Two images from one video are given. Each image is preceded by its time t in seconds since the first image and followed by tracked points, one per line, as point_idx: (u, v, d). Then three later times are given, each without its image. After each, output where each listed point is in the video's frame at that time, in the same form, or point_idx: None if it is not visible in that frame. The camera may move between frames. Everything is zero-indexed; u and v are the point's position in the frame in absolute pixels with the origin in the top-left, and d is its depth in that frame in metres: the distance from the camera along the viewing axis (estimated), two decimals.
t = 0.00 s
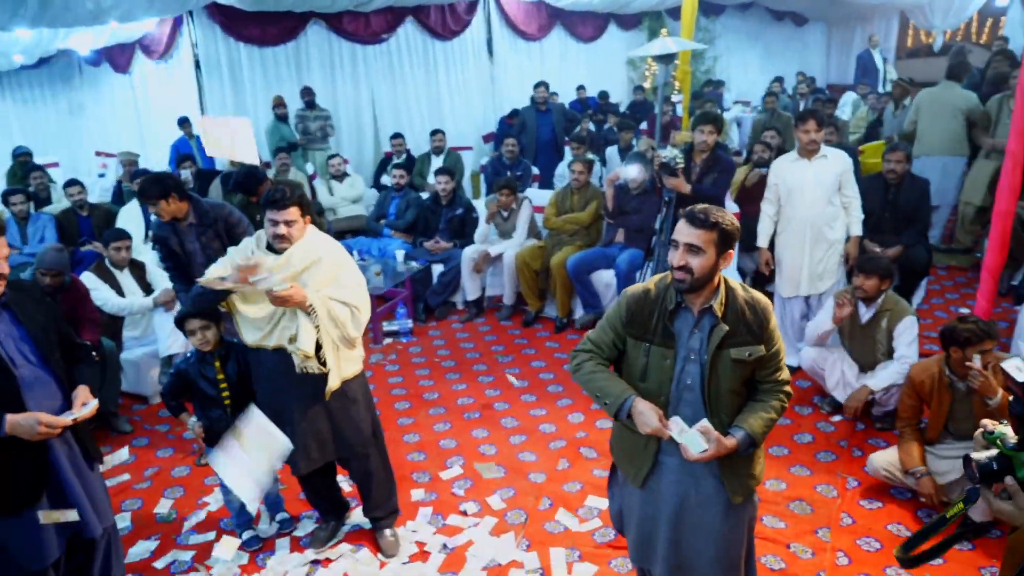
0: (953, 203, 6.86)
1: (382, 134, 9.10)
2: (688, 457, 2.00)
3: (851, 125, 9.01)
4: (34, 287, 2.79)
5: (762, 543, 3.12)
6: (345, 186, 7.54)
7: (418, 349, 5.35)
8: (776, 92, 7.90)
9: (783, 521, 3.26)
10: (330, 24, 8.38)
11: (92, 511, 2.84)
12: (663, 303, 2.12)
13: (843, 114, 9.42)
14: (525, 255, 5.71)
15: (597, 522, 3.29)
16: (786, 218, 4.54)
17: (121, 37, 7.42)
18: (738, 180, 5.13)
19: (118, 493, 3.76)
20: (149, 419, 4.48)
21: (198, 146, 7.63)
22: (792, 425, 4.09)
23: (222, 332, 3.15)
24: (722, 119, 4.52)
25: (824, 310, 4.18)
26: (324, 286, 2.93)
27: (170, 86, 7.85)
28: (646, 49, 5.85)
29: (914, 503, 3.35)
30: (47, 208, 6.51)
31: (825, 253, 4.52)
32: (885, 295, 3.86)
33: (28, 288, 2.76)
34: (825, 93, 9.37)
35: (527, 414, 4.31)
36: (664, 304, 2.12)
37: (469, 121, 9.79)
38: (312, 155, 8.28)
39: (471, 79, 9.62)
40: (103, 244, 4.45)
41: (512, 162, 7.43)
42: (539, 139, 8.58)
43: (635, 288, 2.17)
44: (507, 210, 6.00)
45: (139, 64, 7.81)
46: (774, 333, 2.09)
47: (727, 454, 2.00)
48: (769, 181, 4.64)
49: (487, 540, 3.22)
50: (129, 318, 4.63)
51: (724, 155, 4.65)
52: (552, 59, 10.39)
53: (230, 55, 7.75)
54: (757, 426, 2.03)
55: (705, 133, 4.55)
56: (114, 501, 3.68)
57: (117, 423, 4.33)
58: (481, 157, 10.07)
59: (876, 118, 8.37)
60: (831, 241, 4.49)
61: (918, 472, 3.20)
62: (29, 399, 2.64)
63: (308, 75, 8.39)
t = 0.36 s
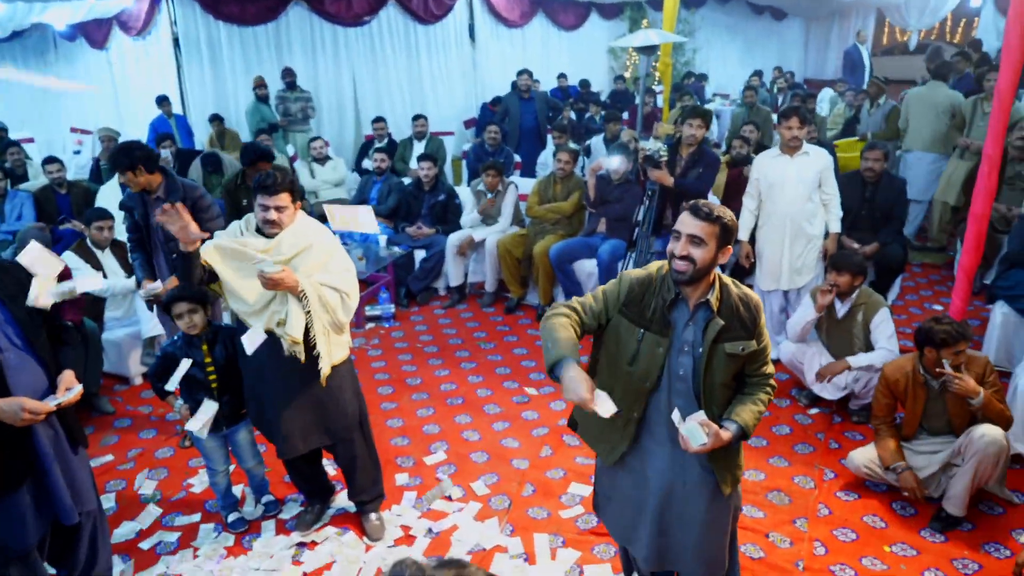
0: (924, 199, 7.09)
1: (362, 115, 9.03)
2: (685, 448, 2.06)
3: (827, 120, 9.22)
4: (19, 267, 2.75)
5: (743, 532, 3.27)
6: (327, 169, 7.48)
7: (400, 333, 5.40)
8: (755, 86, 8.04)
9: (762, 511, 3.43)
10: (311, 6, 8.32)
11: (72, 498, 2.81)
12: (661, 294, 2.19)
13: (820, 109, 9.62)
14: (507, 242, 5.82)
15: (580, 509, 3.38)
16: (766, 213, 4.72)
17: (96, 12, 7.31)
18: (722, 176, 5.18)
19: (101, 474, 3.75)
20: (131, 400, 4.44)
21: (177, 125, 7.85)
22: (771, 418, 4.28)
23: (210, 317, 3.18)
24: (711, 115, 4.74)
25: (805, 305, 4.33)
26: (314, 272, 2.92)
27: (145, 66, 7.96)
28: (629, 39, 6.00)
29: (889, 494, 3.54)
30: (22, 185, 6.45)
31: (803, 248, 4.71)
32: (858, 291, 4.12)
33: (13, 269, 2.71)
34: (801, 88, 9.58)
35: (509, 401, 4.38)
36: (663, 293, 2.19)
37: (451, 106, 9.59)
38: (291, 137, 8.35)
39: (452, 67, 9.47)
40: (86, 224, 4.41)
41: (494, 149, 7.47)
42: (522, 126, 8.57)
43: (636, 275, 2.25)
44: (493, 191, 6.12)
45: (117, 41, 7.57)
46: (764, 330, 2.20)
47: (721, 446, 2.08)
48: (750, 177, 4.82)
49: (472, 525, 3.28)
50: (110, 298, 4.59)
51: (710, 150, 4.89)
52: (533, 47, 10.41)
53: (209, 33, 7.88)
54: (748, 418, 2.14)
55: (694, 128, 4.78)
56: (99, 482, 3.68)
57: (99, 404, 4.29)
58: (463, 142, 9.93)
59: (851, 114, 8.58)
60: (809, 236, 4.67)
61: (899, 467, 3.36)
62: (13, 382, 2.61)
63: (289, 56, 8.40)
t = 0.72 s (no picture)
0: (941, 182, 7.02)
1: (373, 92, 9.07)
2: (698, 419, 2.07)
3: (844, 99, 9.10)
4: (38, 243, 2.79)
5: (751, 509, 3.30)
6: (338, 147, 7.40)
7: (412, 310, 5.43)
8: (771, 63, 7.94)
9: (770, 489, 3.45)
10: None
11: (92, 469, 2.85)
12: (676, 269, 2.23)
13: (837, 88, 9.49)
14: (519, 220, 5.88)
15: (589, 485, 3.41)
16: (781, 192, 4.70)
17: None
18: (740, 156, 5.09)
19: (119, 444, 3.81)
20: (146, 372, 4.51)
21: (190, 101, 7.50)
22: (781, 397, 4.29)
23: (224, 291, 3.21)
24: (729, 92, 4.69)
25: (816, 287, 4.31)
26: (329, 245, 2.95)
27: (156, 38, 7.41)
28: (644, 16, 5.94)
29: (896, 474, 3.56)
30: (39, 158, 6.51)
31: (818, 228, 4.71)
32: (869, 273, 4.09)
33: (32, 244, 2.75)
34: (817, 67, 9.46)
35: (520, 377, 4.42)
36: (679, 268, 2.23)
37: (463, 82, 9.55)
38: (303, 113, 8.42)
39: (464, 42, 9.38)
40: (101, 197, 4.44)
41: (506, 127, 7.44)
42: (534, 104, 8.51)
43: (651, 253, 2.28)
44: (509, 162, 6.20)
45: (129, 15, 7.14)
46: (779, 305, 2.20)
47: (733, 419, 2.09)
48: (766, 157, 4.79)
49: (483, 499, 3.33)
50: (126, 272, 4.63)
51: (727, 129, 4.83)
52: (546, 23, 10.13)
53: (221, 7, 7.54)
54: (762, 394, 2.14)
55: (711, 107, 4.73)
56: (116, 451, 3.75)
57: (116, 375, 4.36)
58: (475, 119, 9.72)
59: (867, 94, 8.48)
60: (824, 216, 4.66)
61: (908, 449, 3.36)
62: (34, 353, 2.65)
63: (301, 33, 8.48)
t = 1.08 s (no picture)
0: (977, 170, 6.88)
1: (399, 79, 9.20)
2: (727, 409, 2.04)
3: (876, 85, 8.92)
4: (78, 228, 2.84)
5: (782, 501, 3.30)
6: (367, 133, 7.68)
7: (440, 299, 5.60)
8: (800, 49, 7.83)
9: (801, 481, 3.45)
10: None
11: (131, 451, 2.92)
12: (706, 262, 2.19)
13: (868, 73, 9.32)
14: (546, 209, 5.94)
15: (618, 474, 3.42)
16: (813, 179, 4.68)
17: None
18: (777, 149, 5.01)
19: (155, 427, 3.89)
20: (180, 356, 4.60)
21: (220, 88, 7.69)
22: (812, 389, 4.27)
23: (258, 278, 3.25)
24: (762, 80, 4.68)
25: (849, 277, 4.33)
26: (361, 233, 2.97)
27: (185, 26, 7.09)
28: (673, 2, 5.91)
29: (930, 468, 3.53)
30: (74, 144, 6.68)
31: (850, 217, 4.69)
32: (905, 262, 4.03)
33: (72, 229, 2.80)
34: (847, 52, 9.32)
35: (549, 365, 4.45)
36: (709, 262, 2.18)
37: (488, 69, 9.60)
38: (331, 100, 8.59)
39: (489, 27, 9.45)
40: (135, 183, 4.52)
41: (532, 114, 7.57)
42: (560, 91, 8.53)
43: (681, 249, 2.25)
44: (542, 144, 6.21)
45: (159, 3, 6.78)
46: (813, 296, 2.15)
47: (763, 405, 2.06)
48: (797, 143, 4.74)
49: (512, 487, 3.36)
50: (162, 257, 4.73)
51: (761, 117, 4.84)
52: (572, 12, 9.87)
53: None
54: (792, 381, 2.09)
55: (745, 94, 4.75)
56: (152, 434, 3.83)
57: (150, 358, 4.43)
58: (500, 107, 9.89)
59: (900, 80, 8.32)
60: (857, 205, 4.64)
61: (942, 438, 3.34)
62: (76, 337, 2.71)
63: (327, 19, 8.68)
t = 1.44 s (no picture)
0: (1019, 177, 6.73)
1: (433, 85, 9.49)
2: (765, 423, 2.01)
3: (912, 90, 8.80)
4: (127, 229, 2.92)
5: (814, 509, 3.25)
6: (399, 136, 7.74)
7: (470, 300, 5.78)
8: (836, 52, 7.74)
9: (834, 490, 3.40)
10: None
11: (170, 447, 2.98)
12: (743, 267, 2.17)
13: (905, 78, 9.17)
14: (576, 212, 6.01)
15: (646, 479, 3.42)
16: (849, 185, 4.62)
17: None
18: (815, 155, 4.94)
19: (191, 422, 3.99)
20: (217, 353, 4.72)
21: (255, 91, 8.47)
22: (846, 396, 4.21)
23: (295, 277, 3.32)
24: (797, 83, 4.61)
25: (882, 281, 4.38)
26: (397, 234, 3.00)
27: (225, 31, 8.17)
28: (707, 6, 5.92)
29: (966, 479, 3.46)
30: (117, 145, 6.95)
31: (887, 224, 4.63)
32: (946, 270, 3.98)
33: (120, 230, 2.88)
34: (884, 56, 9.20)
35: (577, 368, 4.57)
36: (745, 267, 2.17)
37: (521, 72, 9.71)
38: (365, 104, 8.92)
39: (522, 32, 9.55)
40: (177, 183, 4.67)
41: (564, 117, 7.70)
42: (592, 94, 8.59)
43: (718, 250, 2.23)
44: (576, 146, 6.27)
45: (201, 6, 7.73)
46: (852, 305, 2.12)
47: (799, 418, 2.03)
48: (833, 147, 4.68)
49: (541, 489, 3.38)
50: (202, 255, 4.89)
51: (799, 121, 4.75)
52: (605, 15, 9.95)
53: None
54: (829, 393, 2.06)
55: (778, 98, 4.68)
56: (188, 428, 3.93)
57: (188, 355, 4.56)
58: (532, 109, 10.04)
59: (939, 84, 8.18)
60: (894, 211, 4.58)
61: (976, 443, 3.29)
62: (120, 334, 2.78)
63: (363, 22, 9.00)
